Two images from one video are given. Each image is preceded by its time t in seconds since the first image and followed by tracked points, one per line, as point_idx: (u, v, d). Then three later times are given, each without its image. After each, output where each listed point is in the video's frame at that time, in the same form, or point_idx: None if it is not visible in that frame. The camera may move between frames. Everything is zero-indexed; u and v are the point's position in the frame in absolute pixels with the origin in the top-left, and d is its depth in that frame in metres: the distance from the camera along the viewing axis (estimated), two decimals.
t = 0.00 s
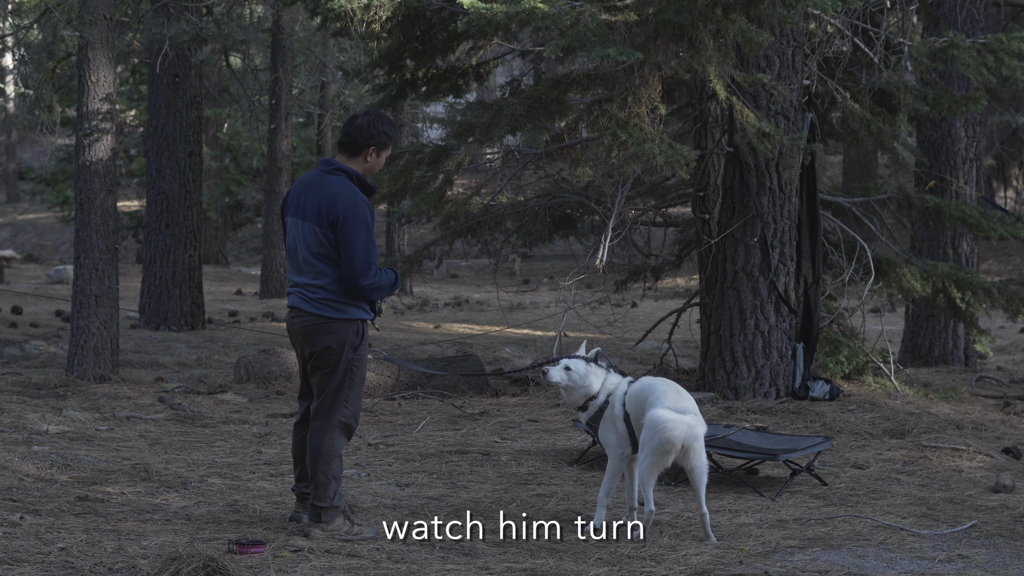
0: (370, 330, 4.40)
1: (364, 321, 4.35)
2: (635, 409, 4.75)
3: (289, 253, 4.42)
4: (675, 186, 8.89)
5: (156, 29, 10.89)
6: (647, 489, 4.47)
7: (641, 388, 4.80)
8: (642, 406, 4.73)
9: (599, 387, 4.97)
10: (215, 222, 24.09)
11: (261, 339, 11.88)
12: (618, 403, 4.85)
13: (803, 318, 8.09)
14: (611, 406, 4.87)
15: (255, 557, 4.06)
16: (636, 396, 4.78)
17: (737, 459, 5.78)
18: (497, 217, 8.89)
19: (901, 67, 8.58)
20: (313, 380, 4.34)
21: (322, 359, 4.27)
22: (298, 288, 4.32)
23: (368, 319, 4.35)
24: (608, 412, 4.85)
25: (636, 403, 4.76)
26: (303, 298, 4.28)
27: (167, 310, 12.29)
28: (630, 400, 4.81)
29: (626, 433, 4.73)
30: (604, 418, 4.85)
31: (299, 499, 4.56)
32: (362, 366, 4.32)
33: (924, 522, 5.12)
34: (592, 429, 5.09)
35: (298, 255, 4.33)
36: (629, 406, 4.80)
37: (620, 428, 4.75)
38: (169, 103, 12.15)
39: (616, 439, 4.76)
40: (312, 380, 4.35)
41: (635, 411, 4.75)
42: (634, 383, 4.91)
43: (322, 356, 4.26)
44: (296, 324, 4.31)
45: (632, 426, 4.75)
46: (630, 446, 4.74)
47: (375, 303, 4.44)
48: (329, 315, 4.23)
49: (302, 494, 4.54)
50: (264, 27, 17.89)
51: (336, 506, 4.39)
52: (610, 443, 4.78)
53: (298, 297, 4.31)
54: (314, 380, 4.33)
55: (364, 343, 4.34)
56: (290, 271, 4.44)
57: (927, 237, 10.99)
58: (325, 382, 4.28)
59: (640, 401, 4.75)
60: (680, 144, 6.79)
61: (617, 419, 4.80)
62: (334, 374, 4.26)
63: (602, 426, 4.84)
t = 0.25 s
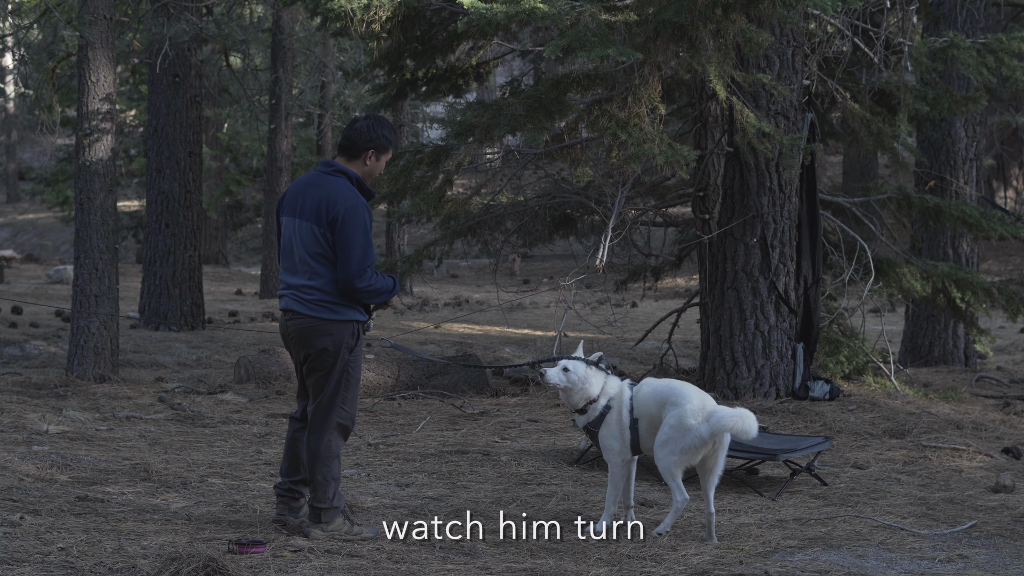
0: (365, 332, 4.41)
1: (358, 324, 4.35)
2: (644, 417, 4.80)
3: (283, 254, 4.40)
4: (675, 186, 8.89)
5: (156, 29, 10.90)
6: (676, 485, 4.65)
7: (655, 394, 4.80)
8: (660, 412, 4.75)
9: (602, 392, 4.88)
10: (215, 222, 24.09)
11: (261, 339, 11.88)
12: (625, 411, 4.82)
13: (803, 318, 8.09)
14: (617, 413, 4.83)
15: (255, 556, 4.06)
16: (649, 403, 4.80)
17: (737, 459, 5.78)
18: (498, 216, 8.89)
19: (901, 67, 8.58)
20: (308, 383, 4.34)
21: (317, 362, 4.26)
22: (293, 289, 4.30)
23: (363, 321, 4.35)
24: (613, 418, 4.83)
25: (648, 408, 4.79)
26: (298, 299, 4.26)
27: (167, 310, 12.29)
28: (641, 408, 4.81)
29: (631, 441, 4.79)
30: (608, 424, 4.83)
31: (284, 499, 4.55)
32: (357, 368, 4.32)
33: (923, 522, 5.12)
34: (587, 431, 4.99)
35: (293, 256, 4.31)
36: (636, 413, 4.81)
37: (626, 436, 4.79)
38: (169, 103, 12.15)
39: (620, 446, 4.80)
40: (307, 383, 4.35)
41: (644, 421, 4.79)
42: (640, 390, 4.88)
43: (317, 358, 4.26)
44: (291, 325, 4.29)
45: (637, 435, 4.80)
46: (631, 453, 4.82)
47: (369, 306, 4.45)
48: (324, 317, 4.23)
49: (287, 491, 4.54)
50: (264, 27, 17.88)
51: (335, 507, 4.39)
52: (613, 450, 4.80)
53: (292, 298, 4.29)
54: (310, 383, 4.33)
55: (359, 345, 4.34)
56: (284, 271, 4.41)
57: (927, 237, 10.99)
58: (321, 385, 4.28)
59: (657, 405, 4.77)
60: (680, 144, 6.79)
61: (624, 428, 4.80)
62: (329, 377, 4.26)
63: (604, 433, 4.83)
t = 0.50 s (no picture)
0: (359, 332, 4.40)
1: (351, 323, 4.34)
2: (640, 425, 4.83)
3: (275, 255, 4.42)
4: (675, 186, 8.89)
5: (156, 29, 10.90)
6: (694, 497, 4.67)
7: (654, 401, 4.85)
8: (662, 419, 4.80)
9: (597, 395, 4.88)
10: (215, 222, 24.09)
11: (261, 339, 11.88)
12: (620, 416, 4.83)
13: (803, 318, 8.09)
14: (611, 417, 4.83)
15: (255, 556, 4.06)
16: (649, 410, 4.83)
17: (737, 459, 5.78)
18: (497, 216, 8.88)
19: (902, 67, 8.58)
20: (303, 383, 4.32)
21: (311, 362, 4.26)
22: (286, 290, 4.31)
23: (356, 320, 4.34)
24: (606, 422, 4.81)
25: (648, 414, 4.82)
26: (289, 300, 4.27)
27: (167, 310, 12.29)
28: (641, 414, 4.83)
29: (623, 447, 4.80)
30: (600, 427, 4.80)
31: (246, 495, 4.43)
32: (353, 368, 4.32)
33: (924, 522, 5.12)
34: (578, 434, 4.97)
35: (284, 257, 4.33)
36: (631, 420, 4.83)
37: (619, 441, 4.79)
38: (169, 103, 12.14)
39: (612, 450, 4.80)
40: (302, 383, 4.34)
41: (641, 428, 4.82)
42: (637, 396, 4.90)
43: (312, 359, 4.25)
44: (284, 326, 4.29)
45: (630, 442, 4.82)
46: (624, 459, 4.82)
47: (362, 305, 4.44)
48: (316, 317, 4.23)
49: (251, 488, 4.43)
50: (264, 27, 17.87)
51: (333, 507, 4.39)
52: (606, 452, 4.80)
53: (284, 299, 4.30)
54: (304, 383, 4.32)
55: (353, 344, 4.33)
56: (276, 273, 4.43)
57: (927, 237, 10.99)
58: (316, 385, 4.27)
59: (658, 414, 4.82)
60: (680, 144, 6.79)
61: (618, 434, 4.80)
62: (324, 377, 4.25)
63: (597, 436, 4.80)
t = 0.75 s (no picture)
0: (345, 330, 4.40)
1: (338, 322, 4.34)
2: (632, 427, 4.82)
3: (260, 254, 4.41)
4: (675, 186, 8.89)
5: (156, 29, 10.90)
6: (694, 499, 4.66)
7: (647, 402, 4.84)
8: (657, 420, 4.78)
9: (589, 394, 4.93)
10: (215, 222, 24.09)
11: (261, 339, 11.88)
12: (610, 416, 4.86)
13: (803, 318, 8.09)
14: (601, 416, 4.86)
15: (255, 556, 4.06)
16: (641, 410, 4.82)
17: (737, 459, 5.78)
18: (497, 216, 8.88)
19: (902, 67, 8.58)
20: (291, 386, 4.31)
21: (300, 364, 4.25)
22: (272, 290, 4.30)
23: (342, 319, 4.34)
24: (597, 421, 4.86)
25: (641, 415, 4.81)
26: (275, 299, 4.26)
27: (167, 310, 12.29)
28: (636, 416, 4.82)
29: (614, 446, 4.83)
30: (590, 426, 4.86)
31: (237, 506, 4.42)
32: (342, 365, 4.33)
33: (923, 522, 5.12)
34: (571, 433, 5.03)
35: (270, 256, 4.32)
36: (622, 421, 4.84)
37: (609, 440, 4.82)
38: (169, 103, 12.15)
39: (603, 449, 4.83)
40: (290, 386, 4.33)
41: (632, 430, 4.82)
42: (630, 397, 4.91)
43: (301, 360, 4.24)
44: (270, 326, 4.27)
45: (620, 442, 4.84)
46: (615, 458, 4.85)
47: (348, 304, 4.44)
48: (302, 316, 4.22)
49: (240, 497, 4.40)
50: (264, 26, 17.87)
51: (331, 507, 4.40)
52: (596, 451, 4.84)
53: (270, 298, 4.29)
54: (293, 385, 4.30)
55: (341, 343, 4.34)
56: (262, 273, 4.41)
57: (927, 237, 10.99)
58: (306, 386, 4.27)
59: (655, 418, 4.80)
60: (680, 144, 6.78)
61: (608, 433, 4.83)
62: (314, 378, 4.25)
63: (587, 435, 4.86)
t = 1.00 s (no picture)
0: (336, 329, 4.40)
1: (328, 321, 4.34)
2: (629, 425, 4.84)
3: (249, 251, 4.38)
4: (675, 186, 8.89)
5: (156, 29, 10.90)
6: (694, 499, 4.70)
7: (644, 401, 4.84)
8: (655, 419, 4.81)
9: (586, 391, 4.91)
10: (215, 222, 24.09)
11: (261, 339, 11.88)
12: (607, 413, 4.86)
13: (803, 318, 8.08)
14: (599, 414, 4.86)
15: (255, 556, 4.06)
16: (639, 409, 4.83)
17: (737, 459, 5.78)
18: (497, 216, 8.88)
19: (902, 67, 8.58)
20: (290, 385, 4.30)
21: (299, 363, 4.24)
22: (261, 287, 4.28)
23: (332, 318, 4.34)
24: (594, 418, 4.85)
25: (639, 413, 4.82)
26: (265, 298, 4.24)
27: (167, 310, 12.29)
28: (634, 414, 4.83)
29: (611, 443, 4.84)
30: (587, 424, 4.86)
31: (236, 507, 4.42)
32: (342, 360, 4.32)
33: (924, 522, 5.12)
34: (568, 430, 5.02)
35: (260, 253, 4.30)
36: (619, 419, 4.84)
37: (606, 438, 4.82)
38: (169, 104, 12.15)
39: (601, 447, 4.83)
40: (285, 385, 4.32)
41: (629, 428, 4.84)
42: (626, 395, 4.90)
43: (299, 359, 4.23)
44: (260, 325, 4.25)
45: (617, 439, 4.85)
46: (611, 454, 4.85)
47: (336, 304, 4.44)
48: (292, 315, 4.21)
49: (236, 499, 4.41)
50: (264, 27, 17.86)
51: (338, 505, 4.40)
52: (593, 449, 4.84)
53: (259, 296, 4.27)
54: (292, 384, 4.30)
55: (334, 341, 4.33)
56: (249, 270, 4.39)
57: (927, 236, 10.99)
58: (307, 385, 4.26)
59: (652, 417, 4.81)
60: (680, 144, 6.78)
61: (606, 431, 4.83)
62: (315, 375, 4.24)
63: (585, 432, 4.86)
